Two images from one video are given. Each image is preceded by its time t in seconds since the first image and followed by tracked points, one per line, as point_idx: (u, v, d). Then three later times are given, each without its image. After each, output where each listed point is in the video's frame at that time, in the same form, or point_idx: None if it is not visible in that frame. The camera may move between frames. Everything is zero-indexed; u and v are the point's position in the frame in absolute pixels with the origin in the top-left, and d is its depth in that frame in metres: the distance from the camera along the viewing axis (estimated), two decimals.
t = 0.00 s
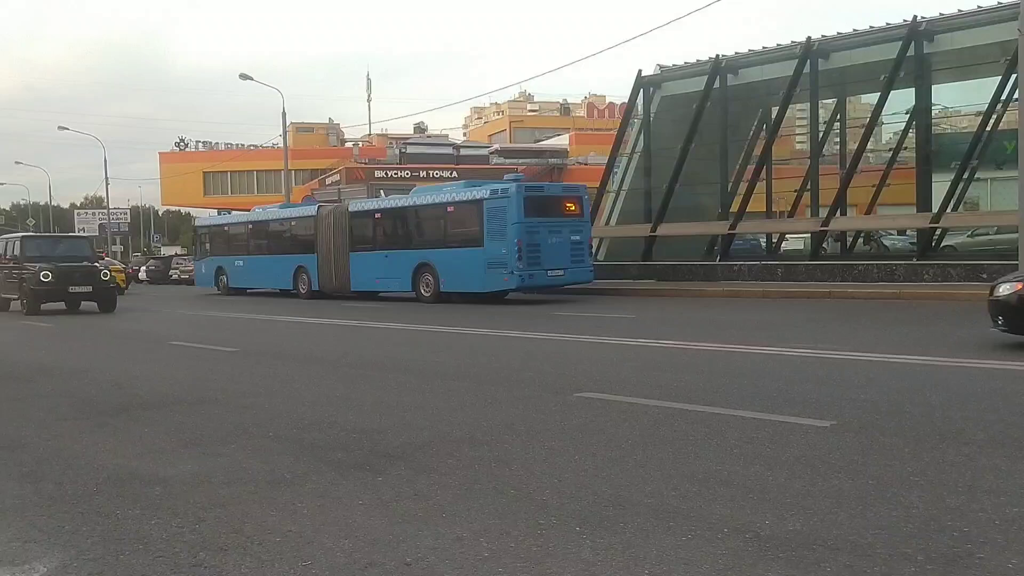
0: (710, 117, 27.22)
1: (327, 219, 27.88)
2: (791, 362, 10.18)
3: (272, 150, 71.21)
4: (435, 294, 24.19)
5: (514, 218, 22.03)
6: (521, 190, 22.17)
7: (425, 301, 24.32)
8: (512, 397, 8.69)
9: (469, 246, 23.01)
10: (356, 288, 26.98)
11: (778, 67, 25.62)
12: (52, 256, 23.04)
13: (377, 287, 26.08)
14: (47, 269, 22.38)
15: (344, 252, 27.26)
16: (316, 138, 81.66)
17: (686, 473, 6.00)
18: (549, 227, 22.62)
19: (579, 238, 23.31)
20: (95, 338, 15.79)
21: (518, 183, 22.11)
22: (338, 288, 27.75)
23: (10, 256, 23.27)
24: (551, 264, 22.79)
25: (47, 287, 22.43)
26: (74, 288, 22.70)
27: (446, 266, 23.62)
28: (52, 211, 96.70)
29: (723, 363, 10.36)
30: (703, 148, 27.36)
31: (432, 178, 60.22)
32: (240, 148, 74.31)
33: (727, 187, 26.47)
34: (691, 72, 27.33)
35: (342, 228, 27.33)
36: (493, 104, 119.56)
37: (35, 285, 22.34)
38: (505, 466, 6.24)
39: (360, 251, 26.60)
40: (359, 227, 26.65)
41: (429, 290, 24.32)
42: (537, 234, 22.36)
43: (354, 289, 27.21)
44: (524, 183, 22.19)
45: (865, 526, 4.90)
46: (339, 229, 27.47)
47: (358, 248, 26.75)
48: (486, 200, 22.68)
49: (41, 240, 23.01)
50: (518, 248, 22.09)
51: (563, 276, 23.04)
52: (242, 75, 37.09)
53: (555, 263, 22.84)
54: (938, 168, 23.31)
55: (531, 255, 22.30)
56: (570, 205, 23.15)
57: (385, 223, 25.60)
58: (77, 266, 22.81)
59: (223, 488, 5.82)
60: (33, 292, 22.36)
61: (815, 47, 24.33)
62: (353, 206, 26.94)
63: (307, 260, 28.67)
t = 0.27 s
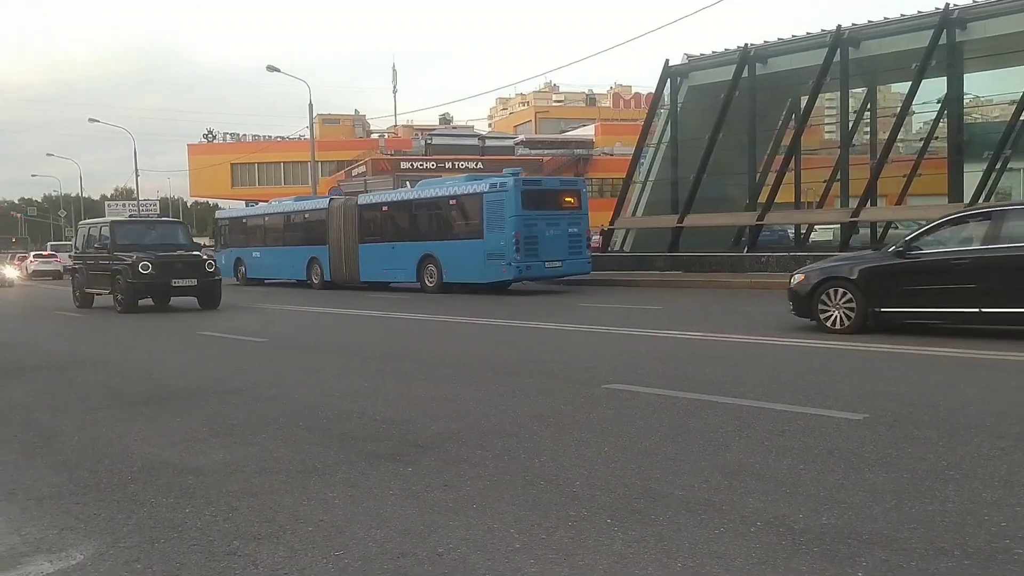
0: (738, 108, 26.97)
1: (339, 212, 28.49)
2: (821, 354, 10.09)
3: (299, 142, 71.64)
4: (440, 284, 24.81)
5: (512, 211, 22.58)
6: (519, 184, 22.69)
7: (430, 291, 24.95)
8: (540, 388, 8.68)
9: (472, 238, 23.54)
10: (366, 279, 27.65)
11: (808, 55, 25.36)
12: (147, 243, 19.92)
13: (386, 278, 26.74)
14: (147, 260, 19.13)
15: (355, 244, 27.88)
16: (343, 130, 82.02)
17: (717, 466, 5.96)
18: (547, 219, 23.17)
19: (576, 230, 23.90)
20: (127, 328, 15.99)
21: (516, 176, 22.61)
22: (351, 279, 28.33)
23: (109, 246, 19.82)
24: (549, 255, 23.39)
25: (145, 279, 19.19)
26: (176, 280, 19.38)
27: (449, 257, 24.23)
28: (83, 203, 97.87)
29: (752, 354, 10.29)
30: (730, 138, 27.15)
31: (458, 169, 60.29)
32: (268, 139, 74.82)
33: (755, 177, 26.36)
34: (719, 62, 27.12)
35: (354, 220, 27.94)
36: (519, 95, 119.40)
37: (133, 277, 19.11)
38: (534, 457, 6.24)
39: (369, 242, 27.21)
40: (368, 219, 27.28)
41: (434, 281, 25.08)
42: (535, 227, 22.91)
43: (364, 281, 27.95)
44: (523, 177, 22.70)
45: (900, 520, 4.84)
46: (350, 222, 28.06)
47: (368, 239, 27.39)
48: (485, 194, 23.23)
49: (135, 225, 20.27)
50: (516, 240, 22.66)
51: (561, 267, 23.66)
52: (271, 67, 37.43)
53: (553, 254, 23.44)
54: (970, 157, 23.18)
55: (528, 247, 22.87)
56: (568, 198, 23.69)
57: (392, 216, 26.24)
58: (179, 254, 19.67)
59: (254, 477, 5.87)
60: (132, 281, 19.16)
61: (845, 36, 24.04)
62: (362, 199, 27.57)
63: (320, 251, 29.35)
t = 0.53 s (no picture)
0: (756, 104, 26.87)
1: (339, 209, 28.79)
2: (842, 352, 10.00)
3: (315, 139, 71.87)
4: (438, 281, 25.06)
5: (505, 209, 23.01)
6: (512, 183, 23.12)
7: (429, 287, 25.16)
8: (558, 385, 8.64)
9: (468, 236, 23.92)
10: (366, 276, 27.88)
11: (827, 51, 25.35)
12: (247, 234, 17.38)
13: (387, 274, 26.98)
14: (255, 256, 16.27)
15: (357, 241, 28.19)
16: (359, 126, 82.24)
17: (739, 465, 5.91)
18: (540, 218, 23.61)
19: (570, 229, 24.38)
20: (145, 324, 16.07)
21: (509, 175, 23.02)
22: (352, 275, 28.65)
23: (202, 239, 17.15)
24: (542, 253, 23.81)
25: (254, 281, 16.29)
26: (289, 279, 16.51)
27: (446, 254, 24.58)
28: (103, 200, 98.60)
29: (773, 352, 10.20)
30: (747, 134, 26.96)
31: (474, 166, 60.33)
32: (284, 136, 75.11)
33: (773, 173, 26.04)
34: (738, 57, 27.09)
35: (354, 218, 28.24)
36: (534, 91, 119.36)
37: (238, 277, 16.30)
38: (554, 455, 6.21)
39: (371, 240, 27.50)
40: (368, 218, 27.55)
41: (434, 277, 25.23)
42: (528, 225, 23.33)
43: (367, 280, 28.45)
44: (516, 176, 23.12)
45: (926, 521, 4.78)
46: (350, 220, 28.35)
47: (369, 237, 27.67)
48: (479, 193, 23.69)
49: (230, 213, 17.62)
50: (509, 237, 23.08)
51: (554, 264, 24.06)
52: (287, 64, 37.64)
53: (546, 252, 23.87)
54: (991, 153, 23.01)
55: (522, 244, 23.27)
56: (561, 197, 24.11)
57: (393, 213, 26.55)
58: (290, 250, 16.69)
59: (274, 474, 5.87)
60: (234, 282, 16.07)
61: (865, 30, 24.01)
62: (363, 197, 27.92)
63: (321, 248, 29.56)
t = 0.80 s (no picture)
0: (769, 102, 26.76)
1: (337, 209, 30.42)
2: (858, 352, 9.93)
3: (327, 138, 72.03)
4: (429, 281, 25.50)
5: (495, 211, 23.11)
6: (502, 185, 23.19)
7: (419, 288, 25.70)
8: (571, 385, 8.61)
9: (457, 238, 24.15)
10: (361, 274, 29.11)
11: (840, 48, 25.13)
12: (377, 226, 14.39)
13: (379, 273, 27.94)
14: (403, 255, 13.24)
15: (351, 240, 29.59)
16: (370, 125, 82.37)
17: (755, 465, 5.87)
18: (530, 219, 23.74)
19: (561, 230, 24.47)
20: (159, 323, 16.12)
21: (499, 177, 23.07)
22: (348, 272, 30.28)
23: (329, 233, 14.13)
24: (533, 253, 23.99)
25: (403, 285, 13.26)
26: (440, 283, 13.54)
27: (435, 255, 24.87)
28: (117, 200, 99.03)
29: (788, 351, 10.15)
30: (760, 132, 26.87)
31: (485, 165, 60.33)
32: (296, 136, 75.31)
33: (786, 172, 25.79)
34: (751, 55, 26.95)
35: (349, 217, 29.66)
36: (546, 90, 119.26)
37: (383, 279, 13.22)
38: (569, 455, 6.19)
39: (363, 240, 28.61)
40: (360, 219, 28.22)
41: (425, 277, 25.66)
42: (518, 226, 23.48)
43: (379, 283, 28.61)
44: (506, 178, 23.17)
45: (946, 522, 4.73)
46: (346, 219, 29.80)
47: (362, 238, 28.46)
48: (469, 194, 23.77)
49: (355, 202, 14.58)
50: (499, 239, 23.26)
51: (546, 264, 24.24)
52: (300, 63, 37.82)
53: (537, 253, 24.04)
54: (1005, 151, 22.63)
55: (512, 246, 23.43)
56: (551, 198, 24.21)
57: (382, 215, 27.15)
58: (441, 246, 13.72)
59: (289, 473, 5.87)
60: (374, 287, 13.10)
61: (879, 28, 23.77)
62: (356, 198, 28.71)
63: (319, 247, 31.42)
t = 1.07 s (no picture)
0: (781, 100, 26.65)
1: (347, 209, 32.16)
2: (872, 351, 9.88)
3: (339, 138, 72.17)
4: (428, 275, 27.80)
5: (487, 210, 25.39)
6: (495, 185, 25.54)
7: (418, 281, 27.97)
8: (584, 384, 8.60)
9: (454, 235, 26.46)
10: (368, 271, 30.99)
11: (853, 45, 24.97)
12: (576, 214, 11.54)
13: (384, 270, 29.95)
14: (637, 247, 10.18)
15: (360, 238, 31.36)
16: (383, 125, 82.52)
17: (770, 464, 5.84)
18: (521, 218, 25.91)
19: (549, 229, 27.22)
20: (173, 322, 16.20)
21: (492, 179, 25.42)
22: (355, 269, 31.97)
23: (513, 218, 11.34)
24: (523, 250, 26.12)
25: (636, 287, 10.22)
26: (682, 287, 10.39)
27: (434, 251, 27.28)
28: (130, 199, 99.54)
29: (802, 350, 10.10)
30: (773, 130, 26.78)
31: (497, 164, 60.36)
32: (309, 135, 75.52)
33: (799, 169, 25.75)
34: (762, 53, 26.82)
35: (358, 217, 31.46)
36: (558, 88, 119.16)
37: (611, 280, 10.17)
38: (583, 454, 6.18)
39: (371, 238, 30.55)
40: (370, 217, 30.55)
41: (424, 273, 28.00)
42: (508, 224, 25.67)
43: (380, 284, 30.25)
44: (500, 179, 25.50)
45: (962, 523, 4.69)
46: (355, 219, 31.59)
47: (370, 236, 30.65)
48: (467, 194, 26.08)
49: (541, 183, 11.71)
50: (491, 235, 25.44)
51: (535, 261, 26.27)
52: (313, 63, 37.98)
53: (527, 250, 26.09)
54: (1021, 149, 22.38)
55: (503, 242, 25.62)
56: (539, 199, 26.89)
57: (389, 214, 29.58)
58: (676, 237, 10.55)
59: (302, 472, 5.88)
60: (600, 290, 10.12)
61: (892, 25, 23.62)
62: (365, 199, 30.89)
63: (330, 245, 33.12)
